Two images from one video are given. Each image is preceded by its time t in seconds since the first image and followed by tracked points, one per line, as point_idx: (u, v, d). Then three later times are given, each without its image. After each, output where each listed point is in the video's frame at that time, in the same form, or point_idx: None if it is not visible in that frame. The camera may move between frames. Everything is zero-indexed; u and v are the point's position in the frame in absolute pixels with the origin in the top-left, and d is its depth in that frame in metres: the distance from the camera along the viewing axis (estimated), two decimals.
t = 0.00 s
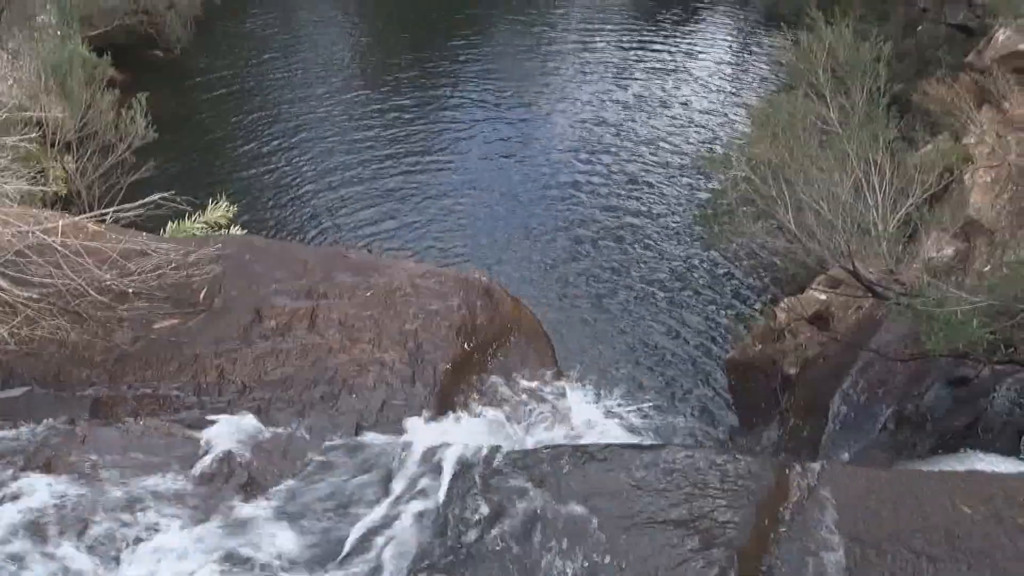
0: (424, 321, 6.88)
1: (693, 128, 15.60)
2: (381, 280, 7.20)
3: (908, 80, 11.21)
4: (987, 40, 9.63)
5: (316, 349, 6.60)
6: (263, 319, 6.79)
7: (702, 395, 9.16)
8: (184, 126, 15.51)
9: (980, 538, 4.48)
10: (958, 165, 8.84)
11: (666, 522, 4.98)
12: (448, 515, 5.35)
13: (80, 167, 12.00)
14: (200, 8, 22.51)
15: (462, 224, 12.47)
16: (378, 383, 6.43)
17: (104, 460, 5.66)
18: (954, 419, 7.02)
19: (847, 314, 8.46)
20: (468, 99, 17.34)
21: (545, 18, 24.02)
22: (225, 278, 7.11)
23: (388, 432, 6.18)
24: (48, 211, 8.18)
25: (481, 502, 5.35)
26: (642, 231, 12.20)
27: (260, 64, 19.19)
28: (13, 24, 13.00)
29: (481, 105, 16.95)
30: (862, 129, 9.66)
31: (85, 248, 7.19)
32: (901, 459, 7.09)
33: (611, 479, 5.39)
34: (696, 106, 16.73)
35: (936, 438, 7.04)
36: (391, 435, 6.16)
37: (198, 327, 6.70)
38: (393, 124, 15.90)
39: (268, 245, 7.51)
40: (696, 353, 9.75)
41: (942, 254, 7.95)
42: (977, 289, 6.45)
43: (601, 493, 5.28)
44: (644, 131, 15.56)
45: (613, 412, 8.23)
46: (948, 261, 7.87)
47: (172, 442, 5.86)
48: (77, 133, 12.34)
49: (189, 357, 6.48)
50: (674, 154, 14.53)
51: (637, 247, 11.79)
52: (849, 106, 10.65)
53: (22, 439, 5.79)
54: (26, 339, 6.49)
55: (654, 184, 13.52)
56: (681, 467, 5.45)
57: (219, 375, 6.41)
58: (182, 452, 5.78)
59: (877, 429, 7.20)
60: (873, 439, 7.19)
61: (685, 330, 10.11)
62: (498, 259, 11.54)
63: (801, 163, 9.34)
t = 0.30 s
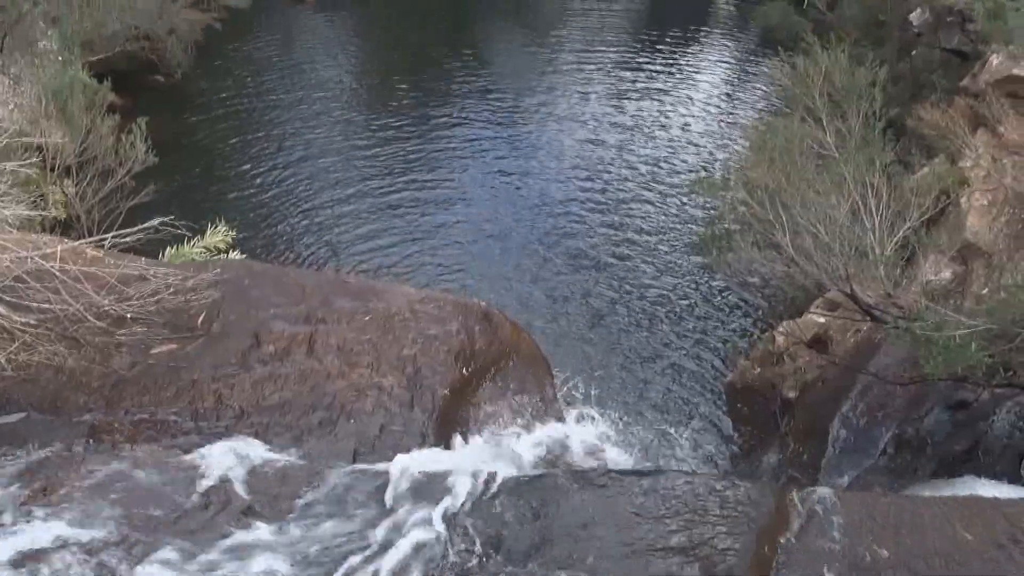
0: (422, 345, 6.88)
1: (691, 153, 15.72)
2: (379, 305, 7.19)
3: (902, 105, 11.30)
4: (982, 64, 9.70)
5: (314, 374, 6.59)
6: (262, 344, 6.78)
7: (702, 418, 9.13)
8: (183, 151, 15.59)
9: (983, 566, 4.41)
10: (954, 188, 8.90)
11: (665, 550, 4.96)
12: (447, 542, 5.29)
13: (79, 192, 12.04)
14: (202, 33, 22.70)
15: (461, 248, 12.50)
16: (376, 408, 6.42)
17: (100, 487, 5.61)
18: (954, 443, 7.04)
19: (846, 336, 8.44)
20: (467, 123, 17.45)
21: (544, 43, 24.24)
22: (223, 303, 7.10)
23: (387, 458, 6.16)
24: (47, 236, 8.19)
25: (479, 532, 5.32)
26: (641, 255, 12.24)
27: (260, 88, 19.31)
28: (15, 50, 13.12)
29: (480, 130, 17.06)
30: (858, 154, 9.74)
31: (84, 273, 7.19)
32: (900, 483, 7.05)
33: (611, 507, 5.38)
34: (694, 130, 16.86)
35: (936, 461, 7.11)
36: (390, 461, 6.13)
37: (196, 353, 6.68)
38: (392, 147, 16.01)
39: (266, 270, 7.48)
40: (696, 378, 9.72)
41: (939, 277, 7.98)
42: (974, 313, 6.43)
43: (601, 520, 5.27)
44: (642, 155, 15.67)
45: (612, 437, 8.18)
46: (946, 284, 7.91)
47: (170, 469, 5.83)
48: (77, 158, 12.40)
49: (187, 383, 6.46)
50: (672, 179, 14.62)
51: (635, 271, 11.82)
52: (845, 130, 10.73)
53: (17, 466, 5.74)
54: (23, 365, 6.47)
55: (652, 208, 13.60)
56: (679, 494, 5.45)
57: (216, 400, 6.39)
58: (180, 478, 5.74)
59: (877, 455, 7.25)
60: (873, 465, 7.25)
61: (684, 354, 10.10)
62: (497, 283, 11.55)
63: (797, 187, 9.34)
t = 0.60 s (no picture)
0: (420, 369, 6.88)
1: (689, 176, 15.83)
2: (377, 329, 7.19)
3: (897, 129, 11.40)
4: (976, 89, 9.81)
5: (312, 399, 6.57)
6: (259, 368, 6.76)
7: (700, 442, 9.11)
8: (182, 174, 15.66)
9: None
10: (949, 211, 8.95)
11: None
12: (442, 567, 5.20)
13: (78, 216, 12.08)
14: (201, 58, 22.87)
15: (459, 271, 12.53)
16: (375, 433, 6.41)
17: (92, 507, 5.53)
18: (954, 467, 6.99)
19: (844, 359, 8.36)
20: (465, 147, 17.56)
21: (542, 66, 24.45)
22: (221, 326, 7.09)
23: (384, 483, 6.13)
24: (45, 261, 8.21)
25: (475, 558, 5.26)
26: (638, 278, 12.28)
27: (259, 112, 19.42)
28: (15, 76, 13.21)
29: (478, 153, 17.17)
30: (854, 177, 9.80)
31: (81, 298, 7.19)
32: (900, 508, 7.01)
33: (611, 532, 5.34)
34: (691, 154, 16.99)
35: (936, 484, 7.06)
36: (387, 485, 6.09)
37: (193, 377, 6.67)
38: (391, 171, 16.11)
39: (264, 294, 7.47)
40: (694, 401, 9.69)
41: (936, 299, 8.00)
42: (971, 336, 6.42)
43: (599, 546, 5.22)
44: (639, 179, 15.77)
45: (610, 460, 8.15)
46: (942, 307, 7.95)
47: (164, 492, 5.76)
48: (76, 182, 12.45)
49: (184, 408, 6.44)
50: (669, 202, 14.71)
51: (633, 295, 11.84)
52: (841, 154, 10.81)
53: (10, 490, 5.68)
54: (19, 390, 6.45)
55: (649, 231, 13.68)
56: (678, 519, 5.41)
57: (213, 425, 6.37)
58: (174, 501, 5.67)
59: (876, 480, 7.26)
60: (872, 489, 7.25)
61: (682, 378, 10.09)
62: (495, 307, 11.56)
63: (793, 210, 9.33)
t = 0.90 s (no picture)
0: (417, 394, 6.85)
1: (686, 199, 15.93)
2: (375, 353, 7.18)
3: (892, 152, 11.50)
4: (971, 112, 9.89)
5: (309, 423, 6.54)
6: (256, 393, 6.74)
7: (700, 465, 9.08)
8: (181, 198, 15.71)
9: None
10: (946, 234, 9.00)
11: None
12: None
13: (76, 240, 12.09)
14: (201, 82, 23.04)
15: (457, 294, 12.56)
16: (372, 458, 6.38)
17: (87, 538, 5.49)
18: (953, 490, 6.92)
19: (842, 382, 8.32)
20: (463, 170, 17.66)
21: (540, 90, 24.64)
22: (218, 350, 7.07)
23: (382, 509, 6.10)
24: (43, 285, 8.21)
25: None
26: (636, 300, 12.31)
27: (259, 136, 19.53)
28: (15, 99, 13.26)
29: (477, 177, 17.27)
30: (851, 200, 9.86)
31: (79, 322, 7.18)
32: (900, 532, 6.97)
33: (608, 558, 5.29)
34: (689, 177, 17.11)
35: (936, 507, 6.99)
36: (384, 512, 6.07)
37: (190, 401, 6.64)
38: (389, 194, 16.21)
39: (262, 318, 7.46)
40: (693, 424, 9.68)
41: (933, 322, 8.01)
42: (969, 359, 6.40)
43: (597, 572, 5.15)
44: (637, 202, 15.87)
45: (607, 484, 8.11)
46: (940, 329, 7.96)
47: (161, 520, 5.74)
48: (75, 206, 12.46)
49: (180, 433, 6.41)
50: (667, 225, 14.78)
51: (631, 317, 11.86)
52: (837, 177, 10.88)
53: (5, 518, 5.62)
54: (15, 416, 6.41)
55: (646, 254, 13.73)
56: (677, 545, 5.37)
57: (209, 450, 6.33)
58: (171, 531, 5.64)
59: (876, 504, 7.22)
60: (872, 512, 7.18)
61: (680, 401, 10.07)
62: (493, 330, 11.57)
63: (790, 232, 9.34)
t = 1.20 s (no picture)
0: (415, 417, 6.85)
1: (683, 222, 16.01)
2: (371, 376, 7.17)
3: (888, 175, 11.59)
4: (965, 137, 9.99)
5: (306, 447, 6.51)
6: (253, 417, 6.71)
7: (698, 488, 9.06)
8: (179, 221, 15.75)
9: None
10: (942, 256, 9.06)
11: None
12: None
13: (74, 262, 12.08)
14: (200, 106, 23.16)
15: (454, 317, 12.55)
16: (370, 482, 6.35)
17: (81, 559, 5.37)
18: (953, 514, 6.89)
19: (840, 405, 8.39)
20: (462, 193, 17.76)
21: (537, 113, 24.80)
22: (215, 374, 7.05)
23: (379, 532, 6.05)
24: (39, 309, 8.20)
25: None
26: (633, 323, 12.32)
27: (256, 159, 19.60)
28: (15, 122, 13.31)
29: (474, 200, 17.35)
30: (847, 223, 9.91)
31: (76, 346, 7.16)
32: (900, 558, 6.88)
33: None
34: (685, 200, 17.21)
35: (937, 532, 6.91)
36: (381, 536, 6.01)
37: (187, 426, 6.61)
38: (388, 217, 16.28)
39: (258, 341, 7.45)
40: (691, 447, 9.66)
41: (931, 344, 8.04)
42: (967, 383, 6.41)
43: None
44: (634, 225, 15.94)
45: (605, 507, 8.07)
46: (937, 352, 7.98)
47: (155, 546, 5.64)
48: (73, 229, 12.46)
49: (176, 457, 6.36)
50: (664, 248, 14.84)
51: (627, 341, 11.86)
52: (833, 201, 10.95)
53: None
54: (9, 441, 6.36)
55: (643, 277, 13.77)
56: (677, 570, 5.33)
57: (206, 475, 6.28)
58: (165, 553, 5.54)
59: (875, 529, 7.10)
60: (872, 537, 7.06)
61: (677, 425, 10.05)
62: (489, 354, 11.56)
63: (787, 256, 9.37)
